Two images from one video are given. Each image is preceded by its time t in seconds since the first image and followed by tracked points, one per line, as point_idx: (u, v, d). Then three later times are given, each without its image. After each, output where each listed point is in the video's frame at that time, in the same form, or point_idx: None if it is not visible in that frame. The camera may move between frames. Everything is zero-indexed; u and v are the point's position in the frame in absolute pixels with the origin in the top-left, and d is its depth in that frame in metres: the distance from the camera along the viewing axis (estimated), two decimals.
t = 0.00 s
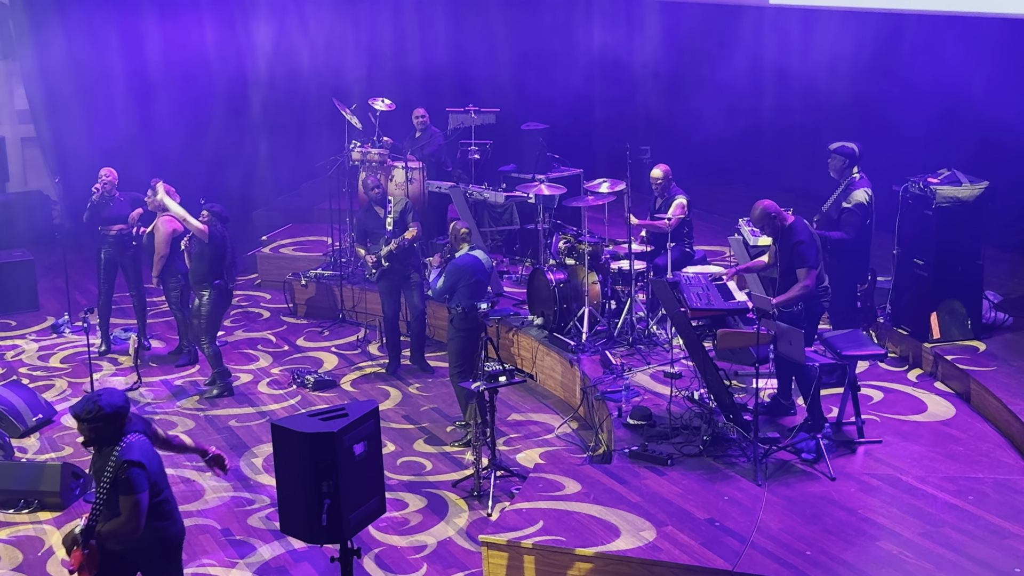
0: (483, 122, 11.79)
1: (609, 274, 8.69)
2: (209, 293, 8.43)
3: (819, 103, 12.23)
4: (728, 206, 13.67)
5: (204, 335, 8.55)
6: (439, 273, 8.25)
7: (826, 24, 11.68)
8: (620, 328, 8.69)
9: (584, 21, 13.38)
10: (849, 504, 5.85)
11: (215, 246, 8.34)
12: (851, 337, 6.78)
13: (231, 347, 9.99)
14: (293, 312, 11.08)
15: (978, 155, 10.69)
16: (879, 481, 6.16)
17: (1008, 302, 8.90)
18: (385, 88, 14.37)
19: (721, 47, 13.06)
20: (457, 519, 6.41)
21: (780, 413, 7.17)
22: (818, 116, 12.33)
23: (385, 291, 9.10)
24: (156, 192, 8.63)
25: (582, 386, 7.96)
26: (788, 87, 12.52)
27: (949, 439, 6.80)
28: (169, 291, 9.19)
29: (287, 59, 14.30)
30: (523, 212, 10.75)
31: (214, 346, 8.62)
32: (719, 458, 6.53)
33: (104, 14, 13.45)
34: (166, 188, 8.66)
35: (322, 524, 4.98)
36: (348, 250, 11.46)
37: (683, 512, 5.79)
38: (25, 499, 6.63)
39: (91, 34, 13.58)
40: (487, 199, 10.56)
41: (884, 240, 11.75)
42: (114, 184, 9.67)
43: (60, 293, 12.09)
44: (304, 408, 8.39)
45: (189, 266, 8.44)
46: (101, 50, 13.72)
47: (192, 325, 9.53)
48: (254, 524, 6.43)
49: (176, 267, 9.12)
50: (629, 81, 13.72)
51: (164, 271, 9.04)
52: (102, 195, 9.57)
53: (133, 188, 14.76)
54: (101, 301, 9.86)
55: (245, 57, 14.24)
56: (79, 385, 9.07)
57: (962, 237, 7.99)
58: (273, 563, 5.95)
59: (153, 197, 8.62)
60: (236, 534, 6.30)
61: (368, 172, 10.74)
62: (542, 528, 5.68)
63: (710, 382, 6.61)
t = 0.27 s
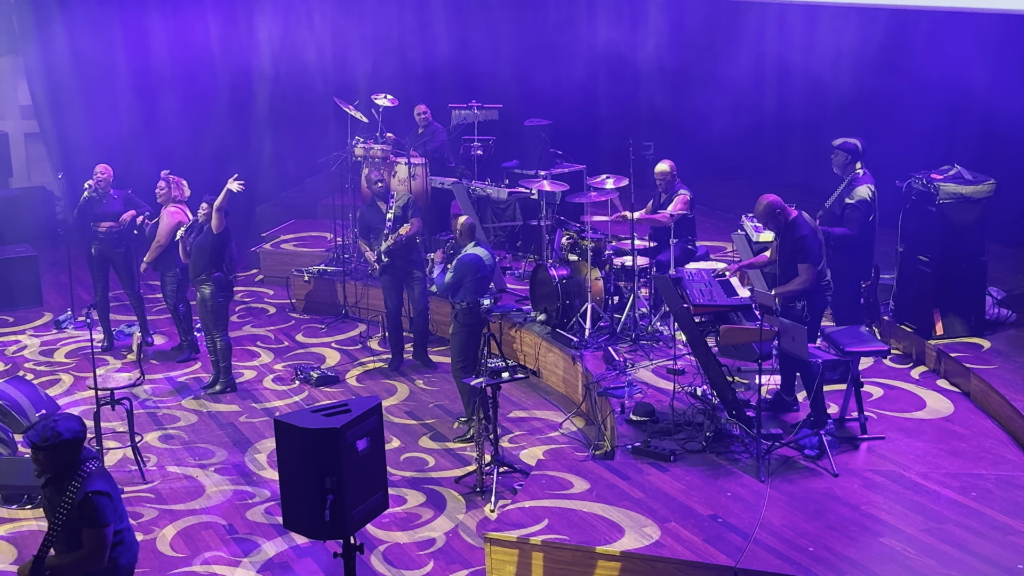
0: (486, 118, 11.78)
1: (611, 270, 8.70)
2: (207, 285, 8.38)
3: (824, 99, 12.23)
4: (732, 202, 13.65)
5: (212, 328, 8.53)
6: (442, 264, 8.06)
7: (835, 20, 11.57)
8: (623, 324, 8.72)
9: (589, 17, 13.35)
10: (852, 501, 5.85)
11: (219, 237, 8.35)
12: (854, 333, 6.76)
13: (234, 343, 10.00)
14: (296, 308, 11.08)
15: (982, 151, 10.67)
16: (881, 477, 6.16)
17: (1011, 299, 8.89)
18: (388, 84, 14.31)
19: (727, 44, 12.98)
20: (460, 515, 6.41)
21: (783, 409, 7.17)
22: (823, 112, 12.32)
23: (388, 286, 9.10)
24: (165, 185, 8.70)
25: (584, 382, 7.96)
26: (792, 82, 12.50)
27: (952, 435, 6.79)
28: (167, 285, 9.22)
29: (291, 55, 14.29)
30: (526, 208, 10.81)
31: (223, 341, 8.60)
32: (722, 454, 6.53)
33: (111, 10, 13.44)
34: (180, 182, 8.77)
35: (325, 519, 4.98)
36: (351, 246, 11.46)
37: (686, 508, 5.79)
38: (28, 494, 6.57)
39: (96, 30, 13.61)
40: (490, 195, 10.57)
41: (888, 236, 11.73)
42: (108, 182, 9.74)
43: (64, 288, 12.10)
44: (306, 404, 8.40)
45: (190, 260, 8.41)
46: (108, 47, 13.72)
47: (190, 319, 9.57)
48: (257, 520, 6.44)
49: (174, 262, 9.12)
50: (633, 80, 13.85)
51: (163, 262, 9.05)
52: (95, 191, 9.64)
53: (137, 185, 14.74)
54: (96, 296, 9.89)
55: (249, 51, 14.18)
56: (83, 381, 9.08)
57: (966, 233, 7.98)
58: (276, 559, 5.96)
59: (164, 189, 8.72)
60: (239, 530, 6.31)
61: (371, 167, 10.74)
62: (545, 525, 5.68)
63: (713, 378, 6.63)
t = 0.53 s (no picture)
0: (489, 115, 11.76)
1: (615, 268, 8.68)
2: (213, 282, 8.41)
3: (830, 97, 12.24)
4: (736, 201, 13.63)
5: (217, 325, 8.56)
6: (446, 263, 8.02)
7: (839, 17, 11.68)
8: (626, 322, 8.69)
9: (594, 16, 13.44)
10: (855, 499, 5.85)
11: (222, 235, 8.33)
12: (857, 331, 6.75)
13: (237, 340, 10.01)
14: (299, 305, 11.09)
15: (985, 150, 10.65)
16: (885, 476, 6.16)
17: (1015, 297, 8.87)
18: (393, 82, 14.33)
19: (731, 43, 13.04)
20: (463, 513, 6.42)
21: (786, 406, 7.18)
22: (828, 111, 12.33)
23: (391, 282, 9.08)
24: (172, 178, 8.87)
25: (587, 380, 7.96)
26: (799, 80, 12.53)
27: (955, 433, 6.79)
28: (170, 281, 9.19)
29: (295, 52, 14.29)
30: (529, 206, 10.90)
31: (228, 338, 8.62)
32: (725, 452, 6.53)
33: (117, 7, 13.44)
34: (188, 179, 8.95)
35: (328, 516, 4.98)
36: (355, 243, 11.46)
37: (689, 506, 5.79)
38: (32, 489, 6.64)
39: (101, 26, 13.60)
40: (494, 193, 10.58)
41: (892, 235, 11.71)
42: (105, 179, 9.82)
43: (67, 285, 12.12)
44: (309, 401, 8.40)
45: (195, 257, 8.44)
46: (114, 44, 13.73)
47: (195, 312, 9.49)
48: (260, 517, 6.45)
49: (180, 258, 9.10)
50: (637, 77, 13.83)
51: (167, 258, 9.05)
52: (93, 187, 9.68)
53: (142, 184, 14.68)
54: (96, 293, 9.92)
55: (253, 46, 14.20)
56: (86, 377, 9.09)
57: (970, 231, 7.96)
58: (280, 555, 5.97)
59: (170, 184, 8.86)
60: (242, 527, 6.32)
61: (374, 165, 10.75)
62: (548, 521, 5.68)
63: (716, 376, 6.60)
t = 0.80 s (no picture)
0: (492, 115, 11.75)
1: (618, 267, 8.65)
2: (218, 281, 8.44)
3: (835, 97, 12.22)
4: (740, 201, 13.61)
5: (222, 323, 8.58)
6: (449, 264, 7.98)
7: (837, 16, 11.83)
8: (629, 322, 8.68)
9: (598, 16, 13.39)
10: (858, 499, 5.85)
11: (227, 234, 8.32)
12: (860, 332, 6.75)
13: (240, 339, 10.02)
14: (302, 304, 11.11)
15: (988, 149, 10.62)
16: (888, 477, 6.15)
17: (1018, 298, 8.86)
18: (396, 83, 14.26)
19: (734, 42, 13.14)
20: (465, 512, 6.42)
21: (788, 407, 7.17)
22: (831, 112, 12.32)
23: (394, 279, 9.06)
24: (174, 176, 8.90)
25: (590, 380, 7.96)
26: (805, 81, 12.54)
27: (958, 434, 6.78)
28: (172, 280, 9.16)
29: (298, 50, 14.33)
30: (532, 204, 10.85)
31: (232, 337, 8.64)
32: (728, 452, 6.53)
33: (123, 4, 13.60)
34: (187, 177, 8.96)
35: (331, 515, 4.99)
36: (357, 242, 11.46)
37: (692, 507, 5.79)
38: (35, 488, 6.67)
39: (105, 23, 13.68)
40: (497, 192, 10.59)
41: (896, 235, 11.70)
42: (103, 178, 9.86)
43: (71, 283, 12.14)
44: (312, 399, 8.41)
45: (200, 256, 8.46)
46: (119, 43, 13.85)
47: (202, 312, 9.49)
48: (264, 515, 6.46)
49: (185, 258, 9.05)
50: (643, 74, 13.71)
51: (172, 256, 9.00)
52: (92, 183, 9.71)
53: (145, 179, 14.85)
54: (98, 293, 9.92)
55: (257, 43, 14.27)
56: (89, 375, 9.11)
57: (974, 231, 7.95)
58: (282, 554, 5.97)
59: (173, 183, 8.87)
60: (244, 525, 6.33)
61: (378, 164, 10.78)
62: (550, 521, 5.69)
63: (719, 376, 6.62)
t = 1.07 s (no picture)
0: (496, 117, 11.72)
1: (621, 269, 8.62)
2: (221, 283, 8.46)
3: (840, 101, 12.20)
4: (742, 203, 13.61)
5: (224, 325, 8.58)
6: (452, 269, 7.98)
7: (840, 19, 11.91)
8: (632, 324, 8.69)
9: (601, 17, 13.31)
10: (860, 502, 5.84)
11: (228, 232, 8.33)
12: (862, 334, 6.75)
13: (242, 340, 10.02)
14: (305, 305, 11.11)
15: (991, 152, 10.61)
16: (890, 479, 6.15)
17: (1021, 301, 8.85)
18: (400, 84, 14.32)
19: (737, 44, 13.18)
20: (467, 514, 6.43)
21: (790, 409, 7.17)
22: (835, 114, 12.31)
23: (399, 280, 9.07)
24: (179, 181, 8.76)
25: (592, 382, 7.96)
26: (811, 85, 12.50)
27: (961, 437, 6.78)
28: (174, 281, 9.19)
29: (301, 51, 14.34)
30: (535, 207, 10.85)
31: (234, 337, 8.62)
32: (730, 455, 6.52)
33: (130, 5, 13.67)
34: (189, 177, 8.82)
35: (333, 517, 4.99)
36: (360, 243, 11.46)
37: (693, 509, 5.79)
38: (37, 489, 6.67)
39: (112, 23, 13.77)
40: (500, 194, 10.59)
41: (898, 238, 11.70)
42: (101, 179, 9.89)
43: (74, 284, 12.15)
44: (314, 400, 8.41)
45: (202, 257, 8.49)
46: (125, 43, 13.91)
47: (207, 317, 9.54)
48: (266, 516, 6.46)
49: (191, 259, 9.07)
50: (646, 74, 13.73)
51: (177, 258, 9.04)
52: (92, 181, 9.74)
53: (150, 184, 14.71)
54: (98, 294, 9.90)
55: (261, 45, 14.29)
56: (92, 376, 9.11)
57: (977, 234, 7.93)
58: (283, 555, 5.98)
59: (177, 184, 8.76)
60: (246, 526, 6.33)
61: (380, 166, 10.80)
62: (552, 523, 5.69)
63: (721, 378, 6.61)
